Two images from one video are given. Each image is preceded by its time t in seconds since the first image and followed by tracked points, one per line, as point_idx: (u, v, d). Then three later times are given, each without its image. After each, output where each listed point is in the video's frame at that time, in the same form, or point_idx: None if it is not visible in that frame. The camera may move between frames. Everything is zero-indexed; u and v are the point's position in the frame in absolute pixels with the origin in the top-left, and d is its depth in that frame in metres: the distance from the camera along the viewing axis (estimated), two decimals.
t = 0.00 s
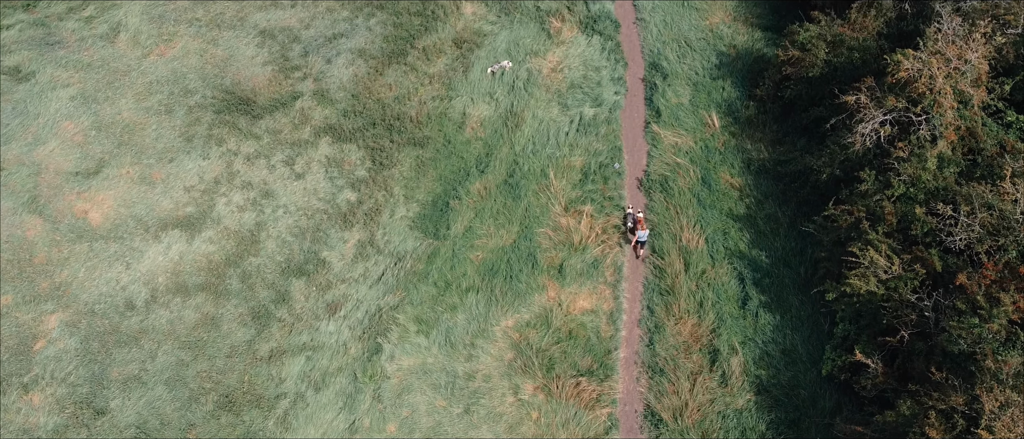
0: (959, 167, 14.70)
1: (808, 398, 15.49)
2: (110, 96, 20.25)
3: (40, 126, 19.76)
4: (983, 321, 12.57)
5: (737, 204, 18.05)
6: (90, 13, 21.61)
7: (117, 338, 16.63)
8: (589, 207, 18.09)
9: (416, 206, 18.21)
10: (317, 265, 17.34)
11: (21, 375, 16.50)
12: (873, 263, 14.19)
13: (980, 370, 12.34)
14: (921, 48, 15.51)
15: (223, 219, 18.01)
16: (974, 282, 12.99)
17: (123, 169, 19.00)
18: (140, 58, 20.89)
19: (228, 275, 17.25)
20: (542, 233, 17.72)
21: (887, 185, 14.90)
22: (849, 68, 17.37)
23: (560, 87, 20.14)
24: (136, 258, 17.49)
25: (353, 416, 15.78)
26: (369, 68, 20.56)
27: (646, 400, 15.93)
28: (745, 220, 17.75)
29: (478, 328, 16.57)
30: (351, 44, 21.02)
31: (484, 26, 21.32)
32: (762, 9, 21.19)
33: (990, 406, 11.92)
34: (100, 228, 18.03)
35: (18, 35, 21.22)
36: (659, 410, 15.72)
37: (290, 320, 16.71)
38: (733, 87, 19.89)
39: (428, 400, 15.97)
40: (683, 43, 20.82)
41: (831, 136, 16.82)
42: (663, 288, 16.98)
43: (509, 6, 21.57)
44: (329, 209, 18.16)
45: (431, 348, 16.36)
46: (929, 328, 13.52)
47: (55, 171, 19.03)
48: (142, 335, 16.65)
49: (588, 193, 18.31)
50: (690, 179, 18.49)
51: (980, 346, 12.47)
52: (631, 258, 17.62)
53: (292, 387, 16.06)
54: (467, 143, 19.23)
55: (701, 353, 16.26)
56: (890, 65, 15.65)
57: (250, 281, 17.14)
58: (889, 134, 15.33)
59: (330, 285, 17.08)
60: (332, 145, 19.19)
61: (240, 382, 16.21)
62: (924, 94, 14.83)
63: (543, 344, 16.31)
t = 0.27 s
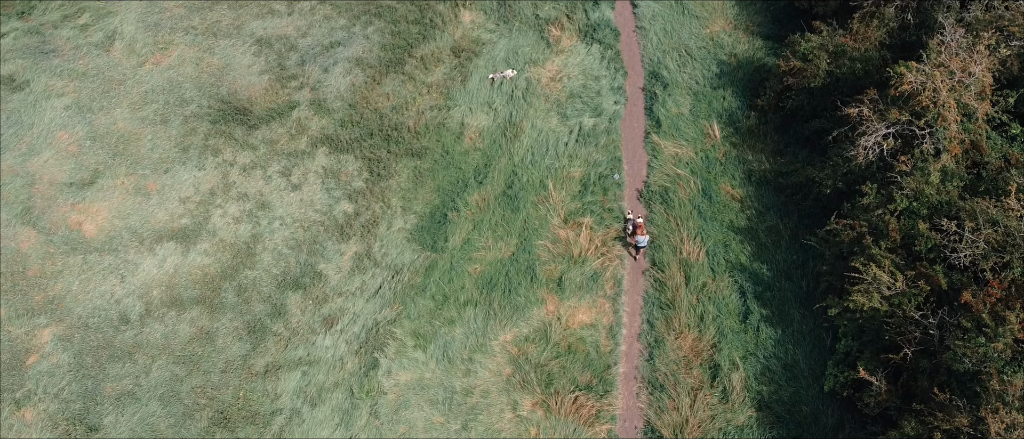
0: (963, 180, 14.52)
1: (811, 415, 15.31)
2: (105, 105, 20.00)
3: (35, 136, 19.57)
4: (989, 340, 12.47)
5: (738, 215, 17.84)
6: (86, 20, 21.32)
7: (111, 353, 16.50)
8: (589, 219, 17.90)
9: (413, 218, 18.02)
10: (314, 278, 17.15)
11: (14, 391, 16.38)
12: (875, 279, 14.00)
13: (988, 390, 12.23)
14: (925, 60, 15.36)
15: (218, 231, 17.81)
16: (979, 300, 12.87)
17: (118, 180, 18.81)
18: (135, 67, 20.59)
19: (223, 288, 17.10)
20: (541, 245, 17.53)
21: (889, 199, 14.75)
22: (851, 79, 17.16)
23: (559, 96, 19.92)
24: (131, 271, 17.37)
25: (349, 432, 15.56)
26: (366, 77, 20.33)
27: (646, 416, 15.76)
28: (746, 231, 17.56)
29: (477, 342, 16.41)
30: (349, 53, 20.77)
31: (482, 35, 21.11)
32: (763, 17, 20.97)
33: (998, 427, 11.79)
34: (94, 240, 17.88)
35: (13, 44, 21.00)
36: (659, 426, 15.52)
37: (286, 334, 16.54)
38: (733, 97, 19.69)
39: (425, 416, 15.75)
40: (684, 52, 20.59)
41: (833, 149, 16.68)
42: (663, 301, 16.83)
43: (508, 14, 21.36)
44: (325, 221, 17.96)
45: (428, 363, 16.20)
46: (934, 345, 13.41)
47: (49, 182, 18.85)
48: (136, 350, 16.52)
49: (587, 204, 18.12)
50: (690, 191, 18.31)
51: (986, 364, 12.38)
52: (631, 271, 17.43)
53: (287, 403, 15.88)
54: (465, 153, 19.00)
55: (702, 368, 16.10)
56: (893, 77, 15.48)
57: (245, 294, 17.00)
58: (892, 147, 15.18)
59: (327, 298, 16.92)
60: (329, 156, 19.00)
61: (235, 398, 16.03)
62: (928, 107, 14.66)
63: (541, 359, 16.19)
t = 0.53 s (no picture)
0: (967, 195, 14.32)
1: (812, 431, 15.39)
2: (100, 115, 19.78)
3: (28, 146, 19.35)
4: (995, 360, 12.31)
5: (739, 227, 17.66)
6: (81, 28, 21.08)
7: (104, 368, 16.47)
8: (588, 231, 17.70)
9: (411, 230, 17.82)
10: (310, 291, 17.03)
11: (7, 407, 16.35)
12: (878, 296, 13.81)
13: (993, 410, 12.19)
14: (928, 72, 15.16)
15: (213, 244, 17.66)
16: (984, 319, 12.71)
17: (112, 191, 18.61)
18: (131, 76, 20.36)
19: (219, 302, 16.99)
20: (540, 258, 17.36)
21: (892, 214, 14.53)
22: (853, 90, 16.99)
23: (558, 106, 19.67)
24: (125, 285, 17.24)
25: None
26: (364, 86, 20.12)
27: (646, 432, 15.85)
28: (747, 244, 17.38)
29: (475, 357, 16.35)
30: (346, 62, 20.53)
31: (481, 43, 20.83)
32: (765, 25, 20.77)
33: None
34: (88, 252, 17.73)
35: (7, 52, 20.73)
36: None
37: (282, 349, 16.48)
38: (734, 106, 19.49)
39: (422, 432, 15.81)
40: (684, 61, 20.38)
41: (835, 161, 16.47)
42: (664, 315, 16.70)
43: (507, 22, 21.07)
44: (322, 233, 17.78)
45: (426, 378, 16.17)
46: (938, 363, 13.27)
47: (43, 193, 18.65)
48: (129, 365, 16.48)
49: (587, 216, 17.93)
50: (691, 202, 18.08)
51: (991, 384, 12.30)
52: (631, 285, 17.29)
53: (283, 419, 15.90)
54: (463, 164, 18.78)
55: (702, 383, 16.07)
56: (896, 89, 15.26)
57: (241, 308, 16.89)
58: (895, 161, 14.97)
59: (323, 312, 16.81)
60: (326, 166, 18.78)
61: (230, 414, 16.05)
62: (932, 121, 14.46)
63: (540, 375, 16.15)
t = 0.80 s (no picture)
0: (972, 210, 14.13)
1: None
2: (95, 125, 19.57)
3: (23, 156, 19.16)
4: (1001, 381, 12.11)
5: (740, 240, 17.48)
6: (77, 37, 20.88)
7: (97, 384, 16.32)
8: (587, 244, 17.54)
9: (408, 242, 17.65)
10: (307, 306, 16.87)
11: None
12: (882, 313, 13.60)
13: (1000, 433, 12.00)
14: (932, 85, 14.97)
15: (209, 257, 17.49)
16: (990, 339, 12.49)
17: (107, 202, 18.43)
18: (126, 85, 20.17)
19: (214, 316, 16.84)
20: (539, 271, 17.19)
21: (896, 230, 14.33)
22: (855, 101, 16.84)
23: (557, 116, 19.43)
24: (119, 299, 17.08)
25: None
26: (361, 96, 19.92)
27: None
28: (748, 257, 17.21)
29: (473, 372, 16.20)
30: (343, 71, 20.32)
31: (479, 52, 20.63)
32: (766, 34, 20.59)
33: None
34: (82, 265, 17.56)
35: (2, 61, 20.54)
36: None
37: (278, 364, 16.34)
38: (735, 116, 19.28)
39: None
40: (684, 71, 20.19)
41: (838, 174, 16.28)
42: (664, 330, 16.54)
43: (506, 31, 20.87)
44: (319, 246, 17.60)
45: (424, 395, 16.01)
46: (943, 382, 13.06)
47: (37, 204, 18.47)
48: (123, 380, 16.33)
49: (586, 228, 17.76)
50: (691, 214, 17.89)
51: (998, 406, 12.07)
52: (631, 299, 17.14)
53: (279, 436, 15.74)
54: (461, 175, 18.57)
55: (703, 400, 15.92)
56: (900, 102, 15.07)
57: (237, 323, 16.74)
58: (898, 176, 14.79)
59: (320, 327, 16.66)
60: (323, 178, 18.58)
61: (224, 431, 15.91)
62: (936, 135, 14.28)
63: (539, 391, 16.01)
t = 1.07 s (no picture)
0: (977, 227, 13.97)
1: None
2: (90, 135, 19.30)
3: (16, 167, 18.93)
4: (1008, 403, 11.99)
5: (741, 253, 17.31)
6: (71, 45, 20.61)
7: (91, 401, 16.27)
8: (587, 257, 17.36)
9: (406, 255, 17.45)
10: (304, 321, 16.76)
11: None
12: (887, 331, 13.47)
13: None
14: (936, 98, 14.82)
15: (204, 271, 17.32)
16: (996, 359, 12.36)
17: (102, 214, 18.22)
18: (121, 95, 19.90)
19: (210, 331, 16.73)
20: (538, 285, 17.04)
21: (900, 246, 14.16)
22: (858, 113, 16.63)
23: (557, 127, 19.15)
24: (113, 314, 16.98)
25: None
26: (359, 106, 19.61)
27: None
28: (750, 271, 17.03)
29: (471, 389, 16.14)
30: (341, 81, 20.00)
31: (478, 61, 20.33)
32: (767, 43, 20.40)
33: None
34: (77, 279, 17.42)
35: None
36: None
37: (274, 381, 16.29)
38: (736, 127, 19.06)
39: None
40: (685, 80, 19.95)
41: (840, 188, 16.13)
42: (665, 346, 16.43)
43: (504, 39, 20.61)
44: (315, 259, 17.42)
45: (421, 411, 15.95)
46: (948, 403, 12.95)
47: (31, 216, 18.28)
48: (117, 397, 16.28)
49: (586, 241, 17.58)
50: (692, 227, 17.67)
51: (1004, 428, 11.93)
52: (631, 313, 17.01)
53: None
54: (460, 187, 18.33)
55: (704, 416, 15.86)
56: (904, 116, 14.90)
57: (232, 338, 16.65)
58: (902, 190, 14.57)
59: (316, 342, 16.55)
60: (319, 189, 18.34)
61: None
62: (941, 150, 14.11)
63: (538, 408, 15.94)
